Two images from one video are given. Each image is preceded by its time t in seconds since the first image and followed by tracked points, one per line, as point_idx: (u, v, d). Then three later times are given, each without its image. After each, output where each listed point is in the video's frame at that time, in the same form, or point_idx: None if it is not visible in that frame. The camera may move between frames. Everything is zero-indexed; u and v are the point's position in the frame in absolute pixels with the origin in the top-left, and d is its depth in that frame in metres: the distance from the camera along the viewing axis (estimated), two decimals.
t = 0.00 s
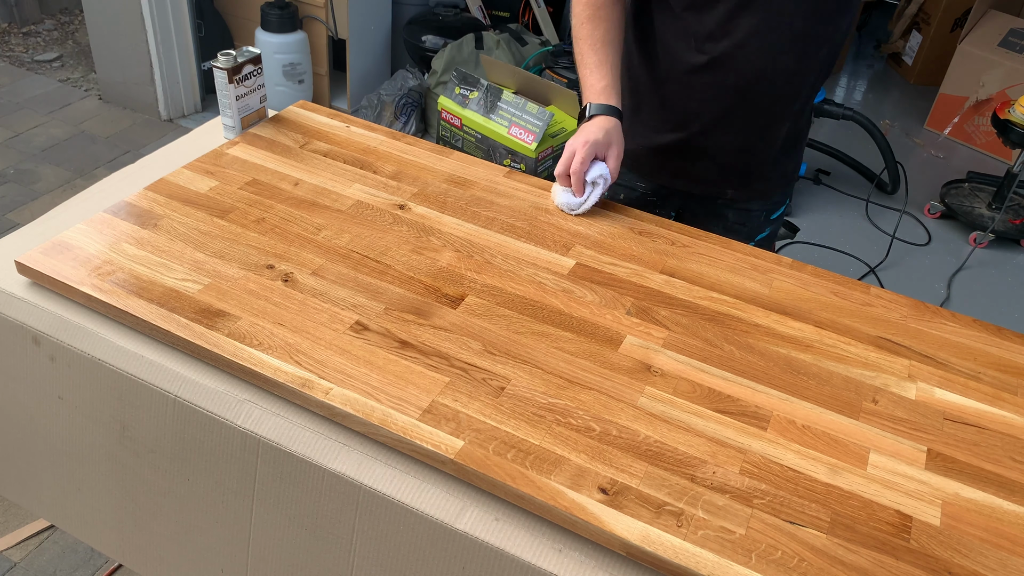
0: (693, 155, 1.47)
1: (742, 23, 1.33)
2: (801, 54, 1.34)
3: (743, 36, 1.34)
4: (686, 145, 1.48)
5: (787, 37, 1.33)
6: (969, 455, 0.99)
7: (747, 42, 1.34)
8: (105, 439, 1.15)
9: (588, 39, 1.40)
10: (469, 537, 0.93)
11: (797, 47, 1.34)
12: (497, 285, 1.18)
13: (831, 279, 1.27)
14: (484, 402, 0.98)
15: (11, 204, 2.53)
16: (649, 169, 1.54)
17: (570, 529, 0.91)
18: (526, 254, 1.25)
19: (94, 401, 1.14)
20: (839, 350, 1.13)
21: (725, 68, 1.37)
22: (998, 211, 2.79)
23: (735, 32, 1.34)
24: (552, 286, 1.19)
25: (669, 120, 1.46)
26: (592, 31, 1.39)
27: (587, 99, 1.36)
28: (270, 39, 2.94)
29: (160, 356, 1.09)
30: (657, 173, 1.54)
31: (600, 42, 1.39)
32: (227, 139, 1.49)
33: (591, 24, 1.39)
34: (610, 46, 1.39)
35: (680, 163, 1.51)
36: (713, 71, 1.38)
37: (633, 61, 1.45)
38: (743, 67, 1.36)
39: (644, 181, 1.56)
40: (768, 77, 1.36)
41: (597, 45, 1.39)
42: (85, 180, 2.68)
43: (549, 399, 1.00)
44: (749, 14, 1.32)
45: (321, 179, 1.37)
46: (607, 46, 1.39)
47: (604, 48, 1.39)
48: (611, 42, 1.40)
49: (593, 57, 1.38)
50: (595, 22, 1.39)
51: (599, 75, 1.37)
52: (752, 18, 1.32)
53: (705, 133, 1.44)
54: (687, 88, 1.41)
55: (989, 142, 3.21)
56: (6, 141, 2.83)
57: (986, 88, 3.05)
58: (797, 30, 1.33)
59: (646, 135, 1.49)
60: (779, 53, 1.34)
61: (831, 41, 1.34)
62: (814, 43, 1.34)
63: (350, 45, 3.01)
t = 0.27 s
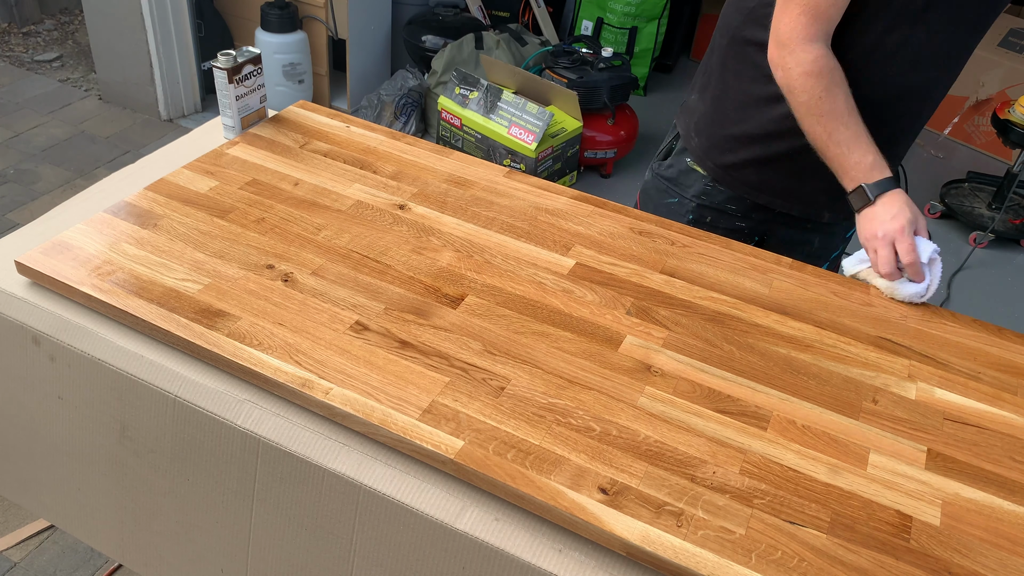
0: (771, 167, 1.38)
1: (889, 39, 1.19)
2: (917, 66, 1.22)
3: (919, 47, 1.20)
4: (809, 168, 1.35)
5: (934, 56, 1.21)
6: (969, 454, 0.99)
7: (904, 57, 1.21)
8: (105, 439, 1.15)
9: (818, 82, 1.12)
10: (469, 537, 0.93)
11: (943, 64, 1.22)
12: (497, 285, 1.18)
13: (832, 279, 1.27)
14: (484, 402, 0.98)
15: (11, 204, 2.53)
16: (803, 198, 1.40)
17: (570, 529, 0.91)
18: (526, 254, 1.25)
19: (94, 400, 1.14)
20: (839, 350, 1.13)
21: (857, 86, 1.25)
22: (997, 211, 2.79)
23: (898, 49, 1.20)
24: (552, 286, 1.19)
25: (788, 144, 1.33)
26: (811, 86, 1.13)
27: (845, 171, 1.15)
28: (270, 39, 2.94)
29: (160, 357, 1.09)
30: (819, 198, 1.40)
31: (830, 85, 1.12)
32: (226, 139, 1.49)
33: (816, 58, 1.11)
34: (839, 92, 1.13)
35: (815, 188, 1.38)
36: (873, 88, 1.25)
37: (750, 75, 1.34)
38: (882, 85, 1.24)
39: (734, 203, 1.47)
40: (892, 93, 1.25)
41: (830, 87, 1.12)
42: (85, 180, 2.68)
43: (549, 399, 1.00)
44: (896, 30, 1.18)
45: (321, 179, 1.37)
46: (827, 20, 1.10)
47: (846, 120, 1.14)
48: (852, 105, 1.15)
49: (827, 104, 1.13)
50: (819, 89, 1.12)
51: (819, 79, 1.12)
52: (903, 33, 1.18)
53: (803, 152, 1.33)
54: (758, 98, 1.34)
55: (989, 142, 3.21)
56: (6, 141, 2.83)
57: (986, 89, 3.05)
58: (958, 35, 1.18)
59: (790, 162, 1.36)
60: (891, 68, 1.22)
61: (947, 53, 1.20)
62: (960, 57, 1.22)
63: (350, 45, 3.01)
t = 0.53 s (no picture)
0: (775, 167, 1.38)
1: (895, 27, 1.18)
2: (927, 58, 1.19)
3: (925, 35, 1.18)
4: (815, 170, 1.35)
5: (943, 47, 1.18)
6: (969, 455, 0.99)
7: (907, 48, 1.19)
8: (105, 438, 1.15)
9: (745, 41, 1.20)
10: (469, 537, 0.93)
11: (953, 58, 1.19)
12: (497, 285, 1.18)
13: (832, 279, 1.27)
14: (484, 402, 0.98)
15: (11, 204, 2.53)
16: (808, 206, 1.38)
17: (570, 529, 0.91)
18: (526, 254, 1.25)
19: (95, 400, 1.14)
20: (839, 350, 1.13)
21: (864, 77, 1.23)
22: (998, 211, 2.77)
23: (906, 37, 1.18)
24: (552, 286, 1.19)
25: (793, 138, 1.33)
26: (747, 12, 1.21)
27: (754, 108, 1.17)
28: (270, 39, 2.94)
29: (160, 357, 1.09)
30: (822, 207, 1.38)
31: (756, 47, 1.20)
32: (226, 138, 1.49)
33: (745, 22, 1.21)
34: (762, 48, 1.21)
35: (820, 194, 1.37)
36: (880, 78, 1.23)
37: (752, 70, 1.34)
38: (887, 77, 1.22)
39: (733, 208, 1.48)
40: (898, 87, 1.23)
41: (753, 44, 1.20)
42: (85, 180, 2.68)
43: (549, 399, 1.00)
44: (902, 17, 1.17)
45: (321, 179, 1.37)
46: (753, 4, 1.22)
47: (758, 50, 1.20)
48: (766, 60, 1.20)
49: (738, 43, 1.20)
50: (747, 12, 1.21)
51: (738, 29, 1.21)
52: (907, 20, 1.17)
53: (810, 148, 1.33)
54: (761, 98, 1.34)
55: (989, 142, 3.21)
56: (5, 140, 2.83)
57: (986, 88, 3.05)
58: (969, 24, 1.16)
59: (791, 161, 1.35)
60: (902, 59, 1.20)
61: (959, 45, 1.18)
62: (975, 50, 1.19)
63: (350, 46, 3.01)
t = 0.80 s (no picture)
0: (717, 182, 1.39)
1: (810, 40, 1.20)
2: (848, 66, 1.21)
3: (843, 44, 1.19)
4: (757, 184, 1.36)
5: (859, 54, 1.20)
6: (969, 455, 0.99)
7: (826, 58, 1.20)
8: (105, 438, 1.15)
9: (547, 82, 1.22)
10: (468, 537, 0.93)
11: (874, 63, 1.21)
12: (497, 285, 1.18)
13: (832, 279, 1.27)
14: (484, 402, 0.98)
15: (11, 204, 2.53)
16: (758, 215, 1.40)
17: (570, 529, 0.91)
18: (526, 254, 1.25)
19: (95, 401, 1.14)
20: (839, 350, 1.13)
21: (786, 90, 1.24)
22: (998, 211, 2.79)
23: (822, 46, 1.20)
24: (552, 286, 1.19)
25: (730, 153, 1.34)
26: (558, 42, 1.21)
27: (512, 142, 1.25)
28: (270, 39, 2.94)
29: (160, 356, 1.09)
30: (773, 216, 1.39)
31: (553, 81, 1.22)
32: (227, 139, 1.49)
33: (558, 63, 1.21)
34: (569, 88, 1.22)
35: (768, 203, 1.38)
36: (807, 89, 1.23)
37: (682, 89, 1.36)
38: (810, 89, 1.23)
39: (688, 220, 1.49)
40: (823, 96, 1.23)
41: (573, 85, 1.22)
42: (85, 180, 2.68)
43: (549, 399, 1.00)
44: (812, 32, 1.19)
45: (321, 179, 1.37)
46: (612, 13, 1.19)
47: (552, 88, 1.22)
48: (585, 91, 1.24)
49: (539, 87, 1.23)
50: (562, 49, 1.20)
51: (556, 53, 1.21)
52: (821, 33, 1.19)
53: (751, 165, 1.34)
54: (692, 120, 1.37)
55: (989, 142, 3.21)
56: (6, 141, 2.83)
57: (987, 89, 3.05)
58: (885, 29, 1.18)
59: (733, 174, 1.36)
60: (820, 69, 1.21)
61: (875, 50, 1.20)
62: (886, 53, 1.20)
63: (350, 46, 3.01)
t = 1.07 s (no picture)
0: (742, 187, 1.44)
1: (843, 52, 1.24)
2: (872, 72, 1.27)
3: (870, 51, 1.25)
4: (781, 189, 1.42)
5: (892, 61, 1.26)
6: (969, 455, 0.99)
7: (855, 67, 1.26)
8: (105, 438, 1.15)
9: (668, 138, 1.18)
10: (469, 537, 0.93)
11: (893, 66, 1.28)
12: (497, 285, 1.18)
13: (832, 279, 1.27)
14: (484, 402, 0.98)
15: (11, 204, 2.53)
16: (776, 220, 1.47)
17: (570, 529, 0.91)
18: (526, 254, 1.25)
19: (94, 401, 1.14)
20: (839, 350, 1.13)
21: (818, 99, 1.29)
22: (997, 211, 2.79)
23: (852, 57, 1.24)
24: (552, 286, 1.19)
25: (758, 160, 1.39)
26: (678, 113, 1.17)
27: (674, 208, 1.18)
28: (270, 39, 2.94)
29: (160, 356, 1.09)
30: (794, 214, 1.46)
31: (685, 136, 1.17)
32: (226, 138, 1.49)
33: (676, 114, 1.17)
34: (695, 112, 1.18)
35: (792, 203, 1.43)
36: (839, 96, 1.29)
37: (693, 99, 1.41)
38: (839, 96, 1.29)
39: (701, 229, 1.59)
40: (851, 101, 1.29)
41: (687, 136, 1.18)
42: (85, 180, 2.68)
43: (549, 399, 1.00)
44: (854, 44, 1.23)
45: (321, 179, 1.37)
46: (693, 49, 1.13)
47: (696, 143, 1.18)
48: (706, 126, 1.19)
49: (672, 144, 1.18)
50: (678, 104, 1.16)
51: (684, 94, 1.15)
52: (857, 47, 1.23)
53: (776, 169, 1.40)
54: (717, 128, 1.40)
55: (989, 142, 3.21)
56: (5, 141, 2.83)
57: (986, 89, 3.05)
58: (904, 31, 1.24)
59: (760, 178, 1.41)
60: (856, 79, 1.27)
61: (895, 53, 1.26)
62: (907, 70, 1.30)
63: (350, 46, 3.01)
